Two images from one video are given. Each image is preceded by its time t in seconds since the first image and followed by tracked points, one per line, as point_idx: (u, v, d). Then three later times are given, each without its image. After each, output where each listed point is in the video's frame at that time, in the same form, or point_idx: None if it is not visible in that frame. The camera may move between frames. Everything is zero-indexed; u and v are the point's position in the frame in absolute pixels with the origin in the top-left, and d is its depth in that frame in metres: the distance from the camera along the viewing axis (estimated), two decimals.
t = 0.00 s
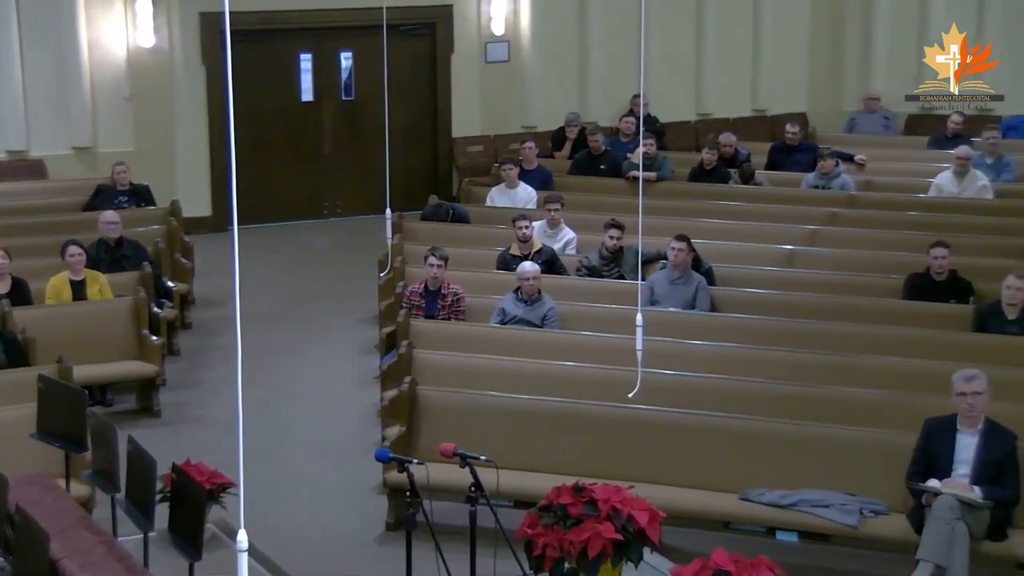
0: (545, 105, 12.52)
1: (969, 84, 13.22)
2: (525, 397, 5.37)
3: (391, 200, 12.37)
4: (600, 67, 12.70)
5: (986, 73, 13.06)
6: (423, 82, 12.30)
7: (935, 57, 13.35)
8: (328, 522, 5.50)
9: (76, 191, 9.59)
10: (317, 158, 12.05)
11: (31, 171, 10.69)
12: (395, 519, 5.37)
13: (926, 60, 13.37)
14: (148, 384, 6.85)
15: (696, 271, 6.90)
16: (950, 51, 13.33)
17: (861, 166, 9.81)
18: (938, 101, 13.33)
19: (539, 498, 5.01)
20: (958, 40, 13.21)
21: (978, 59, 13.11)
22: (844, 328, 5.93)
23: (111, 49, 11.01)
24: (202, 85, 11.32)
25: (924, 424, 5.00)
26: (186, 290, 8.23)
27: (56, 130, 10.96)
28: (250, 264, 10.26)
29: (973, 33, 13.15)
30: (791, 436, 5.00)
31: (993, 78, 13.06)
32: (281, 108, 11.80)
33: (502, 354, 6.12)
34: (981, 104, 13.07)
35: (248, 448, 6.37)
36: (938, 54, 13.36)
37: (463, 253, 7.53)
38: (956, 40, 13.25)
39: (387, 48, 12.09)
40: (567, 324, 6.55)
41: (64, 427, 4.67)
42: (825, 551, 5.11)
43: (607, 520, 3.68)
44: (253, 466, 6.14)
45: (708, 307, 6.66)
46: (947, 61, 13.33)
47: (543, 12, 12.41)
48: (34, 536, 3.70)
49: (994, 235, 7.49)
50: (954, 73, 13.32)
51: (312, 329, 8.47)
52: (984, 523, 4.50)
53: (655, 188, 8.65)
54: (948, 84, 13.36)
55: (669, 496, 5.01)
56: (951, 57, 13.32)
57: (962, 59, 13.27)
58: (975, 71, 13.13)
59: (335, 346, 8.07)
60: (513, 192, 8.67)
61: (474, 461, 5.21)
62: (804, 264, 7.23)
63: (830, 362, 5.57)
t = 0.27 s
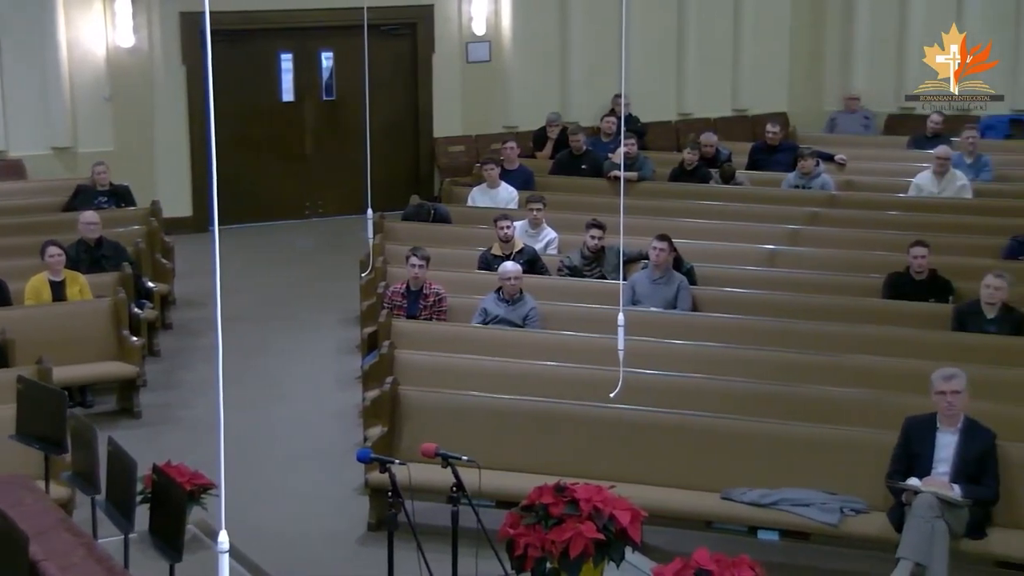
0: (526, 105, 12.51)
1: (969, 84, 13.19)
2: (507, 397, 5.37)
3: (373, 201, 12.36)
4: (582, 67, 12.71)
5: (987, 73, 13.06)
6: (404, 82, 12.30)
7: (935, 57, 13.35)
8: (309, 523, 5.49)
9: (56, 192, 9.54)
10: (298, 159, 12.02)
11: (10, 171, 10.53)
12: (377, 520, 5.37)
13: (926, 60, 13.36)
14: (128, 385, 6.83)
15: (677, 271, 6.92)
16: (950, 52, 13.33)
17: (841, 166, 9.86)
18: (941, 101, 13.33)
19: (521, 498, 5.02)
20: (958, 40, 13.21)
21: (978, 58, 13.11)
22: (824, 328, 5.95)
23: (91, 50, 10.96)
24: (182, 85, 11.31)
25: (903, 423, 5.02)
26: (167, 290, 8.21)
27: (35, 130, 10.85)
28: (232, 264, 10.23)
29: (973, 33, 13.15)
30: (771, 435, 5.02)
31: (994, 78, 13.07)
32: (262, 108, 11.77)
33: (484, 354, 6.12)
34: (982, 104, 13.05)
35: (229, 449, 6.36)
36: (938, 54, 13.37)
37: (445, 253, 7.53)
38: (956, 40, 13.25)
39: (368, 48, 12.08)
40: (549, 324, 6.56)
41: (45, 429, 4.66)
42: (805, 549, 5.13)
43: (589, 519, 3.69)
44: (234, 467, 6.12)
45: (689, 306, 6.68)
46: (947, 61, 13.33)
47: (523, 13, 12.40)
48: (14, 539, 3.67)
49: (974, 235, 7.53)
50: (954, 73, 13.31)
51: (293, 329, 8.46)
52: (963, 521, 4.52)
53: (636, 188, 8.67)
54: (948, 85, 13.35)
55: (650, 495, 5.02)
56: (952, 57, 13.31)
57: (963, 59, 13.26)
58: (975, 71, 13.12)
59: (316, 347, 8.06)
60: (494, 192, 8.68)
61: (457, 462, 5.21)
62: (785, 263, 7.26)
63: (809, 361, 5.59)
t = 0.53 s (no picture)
0: (508, 105, 12.49)
1: (969, 84, 13.24)
2: (490, 397, 5.37)
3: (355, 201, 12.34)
4: (563, 67, 12.73)
5: (988, 73, 13.14)
6: (386, 82, 12.29)
7: (935, 57, 13.38)
8: (291, 524, 5.47)
9: (35, 192, 9.50)
10: (279, 159, 12.00)
11: None
12: (359, 520, 5.36)
13: (927, 60, 13.40)
14: (109, 386, 6.80)
15: (659, 271, 6.93)
16: (949, 52, 13.37)
17: (822, 165, 9.90)
18: (939, 100, 13.33)
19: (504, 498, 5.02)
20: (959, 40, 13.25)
21: (979, 58, 13.18)
22: (805, 327, 5.97)
23: (70, 50, 10.91)
24: (161, 84, 11.21)
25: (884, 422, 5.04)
26: (148, 291, 8.17)
27: (14, 130, 10.80)
28: (213, 264, 10.21)
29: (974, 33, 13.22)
30: (753, 434, 5.03)
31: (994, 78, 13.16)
32: (243, 108, 11.74)
33: (466, 354, 6.12)
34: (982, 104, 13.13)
35: (210, 449, 6.34)
36: (939, 54, 13.41)
37: (427, 253, 7.52)
38: (956, 40, 13.28)
39: (349, 49, 12.07)
40: (531, 324, 6.56)
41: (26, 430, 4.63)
42: (786, 548, 5.14)
43: (571, 519, 3.69)
44: (216, 468, 6.10)
45: (671, 306, 6.69)
46: (947, 61, 13.36)
47: (505, 12, 12.39)
48: None
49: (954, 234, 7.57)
50: (954, 73, 13.32)
51: (274, 330, 8.44)
52: (944, 519, 4.55)
53: (618, 187, 8.68)
54: (948, 84, 13.36)
55: (632, 495, 5.03)
56: (952, 57, 13.35)
57: (962, 59, 13.30)
58: (976, 71, 13.18)
59: (298, 347, 8.05)
60: (476, 192, 8.67)
61: (439, 462, 5.20)
62: (766, 263, 7.27)
63: (790, 360, 5.61)
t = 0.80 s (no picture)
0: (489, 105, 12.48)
1: (969, 83, 12.95)
2: (471, 397, 5.37)
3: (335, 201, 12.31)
4: (544, 67, 12.74)
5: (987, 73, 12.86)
6: (367, 81, 12.27)
7: (935, 57, 13.22)
8: (272, 524, 5.46)
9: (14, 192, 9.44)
10: (259, 159, 11.96)
11: None
12: (340, 521, 5.34)
13: (926, 60, 13.24)
14: (89, 387, 6.77)
15: (641, 270, 6.94)
16: (950, 52, 13.23)
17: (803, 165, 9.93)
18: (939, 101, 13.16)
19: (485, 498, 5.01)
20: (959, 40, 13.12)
21: (979, 58, 12.95)
22: (786, 326, 5.98)
23: (49, 49, 10.83)
24: (141, 84, 11.20)
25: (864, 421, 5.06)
26: (128, 292, 8.14)
27: None
28: (193, 265, 10.16)
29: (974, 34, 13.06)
30: (733, 433, 5.04)
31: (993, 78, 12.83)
32: (222, 108, 11.70)
33: (447, 354, 6.11)
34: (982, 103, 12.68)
35: (190, 450, 6.33)
36: (938, 54, 13.25)
37: (408, 253, 7.51)
38: (956, 40, 13.15)
39: (330, 49, 12.06)
40: (512, 324, 6.56)
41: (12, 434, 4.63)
42: (768, 547, 5.15)
43: (553, 519, 3.69)
44: (196, 469, 6.09)
45: (652, 306, 6.71)
46: (947, 61, 13.21)
47: (485, 12, 12.38)
48: None
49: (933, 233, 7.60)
50: (954, 73, 13.16)
51: (255, 330, 8.41)
52: (924, 518, 4.56)
53: (599, 187, 8.69)
54: (948, 84, 13.20)
55: (613, 494, 5.03)
56: (952, 57, 13.21)
57: (962, 59, 13.15)
58: (976, 71, 12.91)
59: (279, 348, 8.03)
60: (457, 192, 8.67)
61: (420, 462, 5.20)
62: (747, 262, 7.29)
63: (770, 360, 5.62)
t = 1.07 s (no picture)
0: (470, 106, 12.46)
1: (969, 83, 12.86)
2: (453, 398, 5.37)
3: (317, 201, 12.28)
4: (525, 68, 12.74)
5: (987, 73, 12.76)
6: (348, 82, 12.25)
7: (935, 57, 13.18)
8: (254, 526, 5.45)
9: None
10: (240, 160, 11.93)
11: None
12: (322, 521, 5.33)
13: (926, 60, 13.22)
14: (69, 388, 6.73)
15: (623, 270, 6.95)
16: (950, 52, 13.15)
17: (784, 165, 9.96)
18: (939, 100, 13.12)
19: (467, 499, 5.01)
20: (958, 40, 13.05)
21: (979, 58, 12.86)
22: (766, 326, 6.00)
23: (28, 48, 10.75)
24: (121, 84, 11.19)
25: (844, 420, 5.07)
26: (108, 292, 8.11)
27: None
28: (174, 265, 10.13)
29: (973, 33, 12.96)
30: (715, 433, 5.05)
31: (991, 78, 12.76)
32: (202, 108, 11.67)
33: (429, 355, 6.10)
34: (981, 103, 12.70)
35: (171, 450, 6.31)
36: (938, 54, 13.20)
37: (390, 253, 7.50)
38: (955, 40, 13.08)
39: (311, 49, 12.05)
40: (494, 324, 6.56)
41: None
42: (749, 547, 5.17)
43: (535, 519, 3.69)
44: (177, 470, 6.07)
45: (634, 306, 6.72)
46: (947, 61, 13.13)
47: (466, 12, 12.36)
48: None
49: (915, 233, 7.63)
50: (954, 73, 13.08)
51: (236, 331, 8.39)
52: (904, 516, 4.58)
53: (581, 188, 8.70)
54: (948, 84, 13.14)
55: (595, 494, 5.04)
56: (951, 57, 13.12)
57: (962, 59, 13.04)
58: (976, 71, 12.84)
59: (261, 348, 8.00)
60: (439, 193, 8.66)
61: (402, 462, 5.19)
62: (728, 262, 7.30)
63: (751, 359, 5.63)
